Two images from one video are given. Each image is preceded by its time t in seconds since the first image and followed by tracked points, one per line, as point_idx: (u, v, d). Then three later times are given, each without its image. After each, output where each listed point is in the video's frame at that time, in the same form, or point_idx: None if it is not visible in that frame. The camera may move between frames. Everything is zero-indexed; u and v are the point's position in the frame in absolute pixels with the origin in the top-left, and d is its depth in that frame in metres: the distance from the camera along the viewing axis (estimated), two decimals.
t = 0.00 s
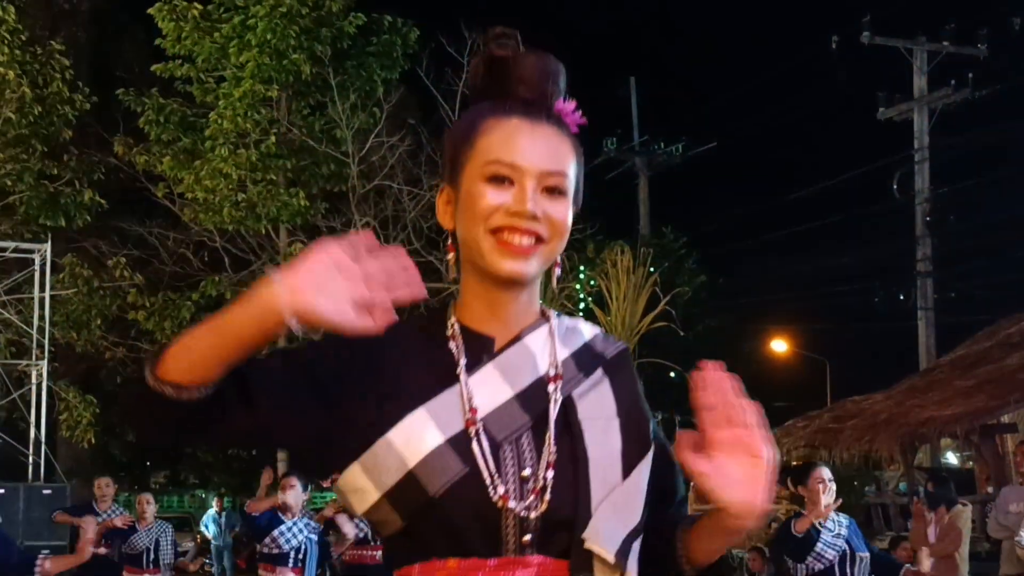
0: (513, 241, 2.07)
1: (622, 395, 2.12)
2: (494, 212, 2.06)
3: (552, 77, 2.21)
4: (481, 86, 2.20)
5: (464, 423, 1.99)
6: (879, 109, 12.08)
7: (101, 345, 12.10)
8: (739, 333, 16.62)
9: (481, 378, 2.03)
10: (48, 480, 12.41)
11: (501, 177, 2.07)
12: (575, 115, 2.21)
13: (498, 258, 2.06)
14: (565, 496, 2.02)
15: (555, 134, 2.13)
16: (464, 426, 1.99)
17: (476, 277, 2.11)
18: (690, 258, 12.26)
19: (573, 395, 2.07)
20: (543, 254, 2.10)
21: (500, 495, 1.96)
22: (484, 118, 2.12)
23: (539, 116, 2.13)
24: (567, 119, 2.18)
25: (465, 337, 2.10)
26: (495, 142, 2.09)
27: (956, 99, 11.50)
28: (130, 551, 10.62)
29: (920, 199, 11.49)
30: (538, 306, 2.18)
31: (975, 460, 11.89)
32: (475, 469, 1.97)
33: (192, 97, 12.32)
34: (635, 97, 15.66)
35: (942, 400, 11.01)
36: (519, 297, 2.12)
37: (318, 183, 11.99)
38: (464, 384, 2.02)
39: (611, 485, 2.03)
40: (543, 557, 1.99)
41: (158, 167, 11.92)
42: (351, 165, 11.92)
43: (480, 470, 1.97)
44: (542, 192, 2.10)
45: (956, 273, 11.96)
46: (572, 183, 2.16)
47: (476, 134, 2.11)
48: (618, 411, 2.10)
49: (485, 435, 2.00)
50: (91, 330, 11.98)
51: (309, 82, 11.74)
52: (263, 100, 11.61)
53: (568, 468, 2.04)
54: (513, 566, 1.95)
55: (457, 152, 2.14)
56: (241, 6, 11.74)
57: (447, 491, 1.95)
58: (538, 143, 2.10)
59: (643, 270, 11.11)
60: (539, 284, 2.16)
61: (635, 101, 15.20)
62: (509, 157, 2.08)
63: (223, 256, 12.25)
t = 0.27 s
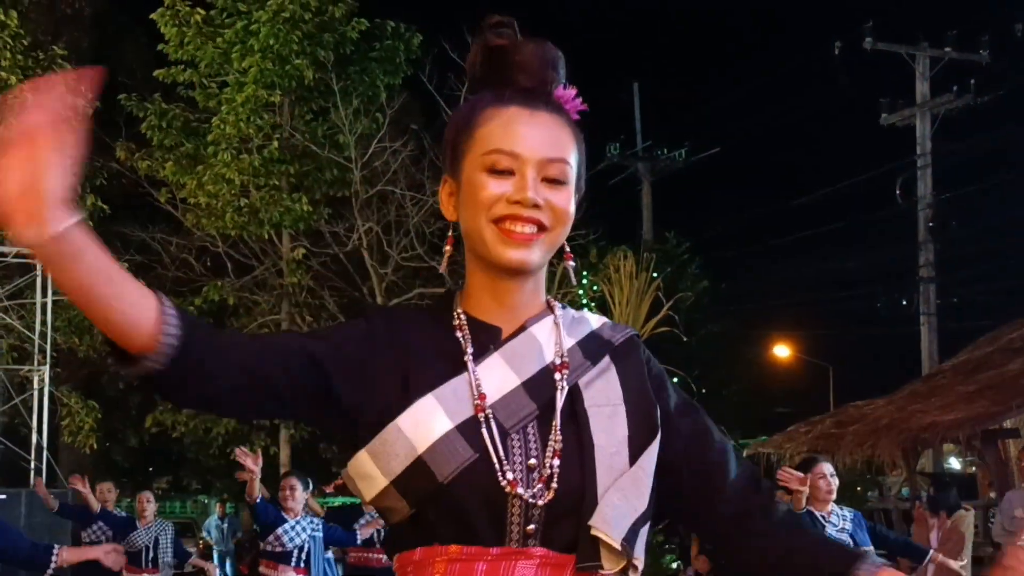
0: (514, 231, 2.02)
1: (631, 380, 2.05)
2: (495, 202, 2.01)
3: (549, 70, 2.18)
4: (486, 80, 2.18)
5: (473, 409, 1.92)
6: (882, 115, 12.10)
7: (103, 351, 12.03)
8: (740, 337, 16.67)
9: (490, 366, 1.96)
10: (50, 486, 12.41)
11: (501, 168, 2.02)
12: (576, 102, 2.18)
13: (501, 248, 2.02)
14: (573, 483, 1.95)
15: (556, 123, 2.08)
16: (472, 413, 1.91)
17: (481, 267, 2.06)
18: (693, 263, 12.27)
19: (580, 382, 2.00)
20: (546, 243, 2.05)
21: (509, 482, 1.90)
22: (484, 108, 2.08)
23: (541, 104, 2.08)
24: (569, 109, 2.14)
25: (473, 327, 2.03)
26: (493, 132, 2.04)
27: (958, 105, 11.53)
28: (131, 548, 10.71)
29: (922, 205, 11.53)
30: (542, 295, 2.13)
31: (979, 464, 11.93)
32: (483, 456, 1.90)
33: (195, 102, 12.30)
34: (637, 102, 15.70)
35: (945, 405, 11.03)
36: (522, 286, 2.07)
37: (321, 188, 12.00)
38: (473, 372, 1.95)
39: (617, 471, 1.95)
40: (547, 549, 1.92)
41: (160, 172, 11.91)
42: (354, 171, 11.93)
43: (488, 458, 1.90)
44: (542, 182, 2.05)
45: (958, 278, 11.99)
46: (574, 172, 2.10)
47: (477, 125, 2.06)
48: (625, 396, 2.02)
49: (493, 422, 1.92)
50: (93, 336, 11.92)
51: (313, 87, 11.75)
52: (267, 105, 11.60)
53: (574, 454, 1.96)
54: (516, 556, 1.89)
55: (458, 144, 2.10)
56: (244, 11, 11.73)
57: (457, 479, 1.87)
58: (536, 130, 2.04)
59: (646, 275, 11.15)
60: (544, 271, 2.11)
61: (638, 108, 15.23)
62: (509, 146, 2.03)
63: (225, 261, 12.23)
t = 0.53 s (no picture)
0: (506, 272, 1.86)
1: (623, 406, 1.91)
2: (485, 241, 1.86)
3: (548, 109, 2.02)
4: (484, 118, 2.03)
5: (460, 442, 1.79)
6: (884, 116, 12.12)
7: (106, 352, 12.02)
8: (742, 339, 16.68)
9: (476, 398, 1.83)
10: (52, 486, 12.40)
11: (492, 207, 1.88)
12: (577, 132, 2.02)
13: (493, 289, 1.86)
14: (558, 512, 1.81)
15: (551, 158, 1.92)
16: (459, 446, 1.79)
17: (477, 306, 1.91)
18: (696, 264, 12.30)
19: (570, 411, 1.86)
20: (540, 283, 1.89)
21: (493, 511, 1.77)
22: (475, 144, 1.93)
23: (534, 138, 1.92)
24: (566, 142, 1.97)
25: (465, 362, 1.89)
26: (482, 171, 1.89)
27: (961, 107, 11.56)
28: (133, 550, 10.50)
29: (924, 207, 11.55)
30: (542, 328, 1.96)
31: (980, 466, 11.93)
32: (472, 488, 1.78)
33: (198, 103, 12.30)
34: (640, 103, 15.73)
35: (947, 407, 11.05)
36: (520, 327, 1.91)
37: (324, 189, 11.99)
38: (462, 404, 1.82)
39: (608, 497, 1.81)
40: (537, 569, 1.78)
41: (163, 173, 11.92)
42: (357, 172, 11.94)
43: (475, 487, 1.78)
44: (537, 221, 1.89)
45: (959, 280, 12.00)
46: (571, 209, 1.94)
47: (468, 163, 1.92)
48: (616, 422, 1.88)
49: (480, 453, 1.80)
50: (96, 337, 11.92)
51: (316, 89, 11.75)
52: (270, 107, 11.60)
53: (562, 484, 1.82)
54: None
55: (452, 184, 1.95)
56: (247, 12, 11.74)
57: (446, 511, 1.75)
58: (530, 165, 1.89)
59: (649, 275, 11.17)
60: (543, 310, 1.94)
61: (640, 109, 15.28)
62: (499, 184, 1.88)
63: (228, 263, 12.24)
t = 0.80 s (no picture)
0: (504, 224, 1.76)
1: (635, 379, 1.75)
2: (483, 195, 1.77)
3: (553, 63, 1.89)
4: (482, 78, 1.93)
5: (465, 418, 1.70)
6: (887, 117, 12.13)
7: (108, 353, 12.03)
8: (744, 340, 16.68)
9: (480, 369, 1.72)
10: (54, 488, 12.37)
11: (488, 158, 1.78)
12: (578, 105, 1.87)
13: (491, 243, 1.76)
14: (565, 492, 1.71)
15: (550, 111, 1.83)
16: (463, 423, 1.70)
17: (477, 267, 1.81)
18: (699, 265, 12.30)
19: (577, 384, 1.73)
20: (543, 238, 1.78)
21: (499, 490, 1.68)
22: (470, 103, 1.85)
23: (529, 91, 1.83)
24: (566, 100, 1.85)
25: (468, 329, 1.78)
26: (478, 124, 1.80)
27: (963, 108, 11.56)
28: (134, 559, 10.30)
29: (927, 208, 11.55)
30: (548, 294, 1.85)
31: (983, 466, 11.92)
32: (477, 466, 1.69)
33: (200, 103, 12.31)
34: (642, 105, 15.74)
35: (950, 407, 11.03)
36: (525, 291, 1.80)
37: (327, 190, 11.97)
38: (463, 376, 1.72)
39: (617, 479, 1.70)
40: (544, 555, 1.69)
41: (165, 173, 11.91)
42: (359, 173, 11.94)
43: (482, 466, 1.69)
44: (535, 172, 1.79)
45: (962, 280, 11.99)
46: (573, 166, 1.84)
47: (465, 120, 1.83)
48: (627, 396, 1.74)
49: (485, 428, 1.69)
50: (97, 338, 11.91)
51: (318, 89, 11.73)
52: (273, 107, 11.61)
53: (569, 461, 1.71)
54: (512, 562, 1.66)
55: (450, 143, 1.86)
56: (250, 13, 11.75)
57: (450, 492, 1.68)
58: (528, 117, 1.80)
59: (652, 277, 11.16)
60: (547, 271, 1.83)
61: (642, 112, 15.31)
62: (496, 134, 1.79)
63: (230, 263, 12.24)
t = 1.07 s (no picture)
0: (500, 226, 1.68)
1: (631, 375, 1.70)
2: (477, 196, 1.68)
3: (545, 55, 1.84)
4: (473, 73, 1.84)
5: (459, 410, 1.63)
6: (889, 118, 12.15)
7: (110, 354, 12.06)
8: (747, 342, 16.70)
9: (477, 365, 1.67)
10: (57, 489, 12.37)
11: (484, 159, 1.69)
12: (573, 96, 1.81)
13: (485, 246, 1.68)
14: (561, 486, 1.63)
15: (547, 107, 1.74)
16: (459, 417, 1.62)
17: (472, 265, 1.73)
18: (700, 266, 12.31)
19: (575, 378, 1.67)
20: (538, 239, 1.70)
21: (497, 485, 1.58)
22: (468, 99, 1.76)
23: (525, 90, 1.74)
24: (562, 97, 1.78)
25: (463, 328, 1.72)
26: (474, 123, 1.71)
27: (966, 109, 11.56)
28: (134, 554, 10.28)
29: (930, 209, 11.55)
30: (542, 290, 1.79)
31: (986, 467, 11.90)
32: (471, 459, 1.61)
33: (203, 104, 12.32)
34: (646, 107, 15.78)
35: (951, 409, 11.02)
36: (519, 287, 1.73)
37: (330, 191, 11.98)
38: (459, 371, 1.65)
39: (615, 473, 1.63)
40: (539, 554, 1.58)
41: (168, 174, 11.92)
42: (362, 174, 11.95)
43: (476, 458, 1.61)
44: (532, 173, 1.71)
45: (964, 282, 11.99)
46: (570, 163, 1.76)
47: (462, 116, 1.74)
48: (625, 391, 1.68)
49: (481, 422, 1.62)
50: (100, 339, 11.96)
51: (320, 90, 11.72)
52: (275, 108, 11.60)
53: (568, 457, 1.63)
54: (506, 562, 1.55)
55: (446, 139, 1.78)
56: (252, 14, 11.77)
57: (443, 487, 1.60)
58: (526, 115, 1.71)
59: (655, 278, 11.18)
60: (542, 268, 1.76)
61: (644, 114, 15.35)
62: (492, 135, 1.70)
63: (233, 264, 12.26)
